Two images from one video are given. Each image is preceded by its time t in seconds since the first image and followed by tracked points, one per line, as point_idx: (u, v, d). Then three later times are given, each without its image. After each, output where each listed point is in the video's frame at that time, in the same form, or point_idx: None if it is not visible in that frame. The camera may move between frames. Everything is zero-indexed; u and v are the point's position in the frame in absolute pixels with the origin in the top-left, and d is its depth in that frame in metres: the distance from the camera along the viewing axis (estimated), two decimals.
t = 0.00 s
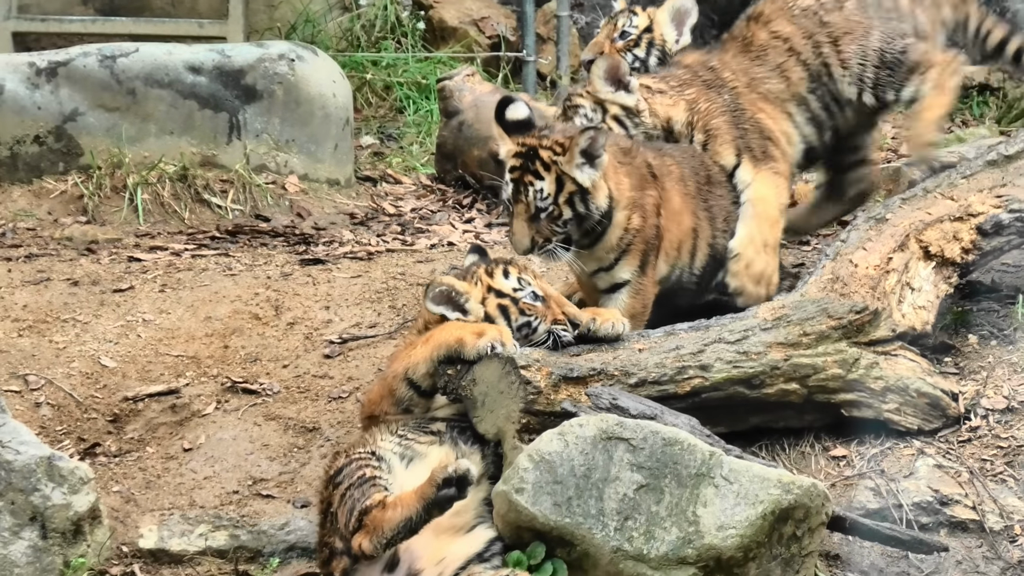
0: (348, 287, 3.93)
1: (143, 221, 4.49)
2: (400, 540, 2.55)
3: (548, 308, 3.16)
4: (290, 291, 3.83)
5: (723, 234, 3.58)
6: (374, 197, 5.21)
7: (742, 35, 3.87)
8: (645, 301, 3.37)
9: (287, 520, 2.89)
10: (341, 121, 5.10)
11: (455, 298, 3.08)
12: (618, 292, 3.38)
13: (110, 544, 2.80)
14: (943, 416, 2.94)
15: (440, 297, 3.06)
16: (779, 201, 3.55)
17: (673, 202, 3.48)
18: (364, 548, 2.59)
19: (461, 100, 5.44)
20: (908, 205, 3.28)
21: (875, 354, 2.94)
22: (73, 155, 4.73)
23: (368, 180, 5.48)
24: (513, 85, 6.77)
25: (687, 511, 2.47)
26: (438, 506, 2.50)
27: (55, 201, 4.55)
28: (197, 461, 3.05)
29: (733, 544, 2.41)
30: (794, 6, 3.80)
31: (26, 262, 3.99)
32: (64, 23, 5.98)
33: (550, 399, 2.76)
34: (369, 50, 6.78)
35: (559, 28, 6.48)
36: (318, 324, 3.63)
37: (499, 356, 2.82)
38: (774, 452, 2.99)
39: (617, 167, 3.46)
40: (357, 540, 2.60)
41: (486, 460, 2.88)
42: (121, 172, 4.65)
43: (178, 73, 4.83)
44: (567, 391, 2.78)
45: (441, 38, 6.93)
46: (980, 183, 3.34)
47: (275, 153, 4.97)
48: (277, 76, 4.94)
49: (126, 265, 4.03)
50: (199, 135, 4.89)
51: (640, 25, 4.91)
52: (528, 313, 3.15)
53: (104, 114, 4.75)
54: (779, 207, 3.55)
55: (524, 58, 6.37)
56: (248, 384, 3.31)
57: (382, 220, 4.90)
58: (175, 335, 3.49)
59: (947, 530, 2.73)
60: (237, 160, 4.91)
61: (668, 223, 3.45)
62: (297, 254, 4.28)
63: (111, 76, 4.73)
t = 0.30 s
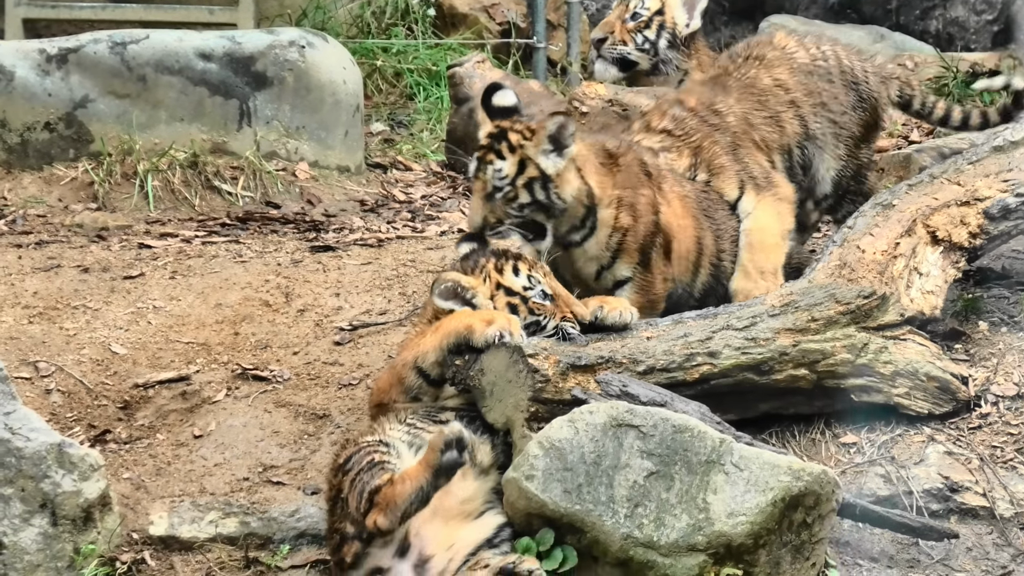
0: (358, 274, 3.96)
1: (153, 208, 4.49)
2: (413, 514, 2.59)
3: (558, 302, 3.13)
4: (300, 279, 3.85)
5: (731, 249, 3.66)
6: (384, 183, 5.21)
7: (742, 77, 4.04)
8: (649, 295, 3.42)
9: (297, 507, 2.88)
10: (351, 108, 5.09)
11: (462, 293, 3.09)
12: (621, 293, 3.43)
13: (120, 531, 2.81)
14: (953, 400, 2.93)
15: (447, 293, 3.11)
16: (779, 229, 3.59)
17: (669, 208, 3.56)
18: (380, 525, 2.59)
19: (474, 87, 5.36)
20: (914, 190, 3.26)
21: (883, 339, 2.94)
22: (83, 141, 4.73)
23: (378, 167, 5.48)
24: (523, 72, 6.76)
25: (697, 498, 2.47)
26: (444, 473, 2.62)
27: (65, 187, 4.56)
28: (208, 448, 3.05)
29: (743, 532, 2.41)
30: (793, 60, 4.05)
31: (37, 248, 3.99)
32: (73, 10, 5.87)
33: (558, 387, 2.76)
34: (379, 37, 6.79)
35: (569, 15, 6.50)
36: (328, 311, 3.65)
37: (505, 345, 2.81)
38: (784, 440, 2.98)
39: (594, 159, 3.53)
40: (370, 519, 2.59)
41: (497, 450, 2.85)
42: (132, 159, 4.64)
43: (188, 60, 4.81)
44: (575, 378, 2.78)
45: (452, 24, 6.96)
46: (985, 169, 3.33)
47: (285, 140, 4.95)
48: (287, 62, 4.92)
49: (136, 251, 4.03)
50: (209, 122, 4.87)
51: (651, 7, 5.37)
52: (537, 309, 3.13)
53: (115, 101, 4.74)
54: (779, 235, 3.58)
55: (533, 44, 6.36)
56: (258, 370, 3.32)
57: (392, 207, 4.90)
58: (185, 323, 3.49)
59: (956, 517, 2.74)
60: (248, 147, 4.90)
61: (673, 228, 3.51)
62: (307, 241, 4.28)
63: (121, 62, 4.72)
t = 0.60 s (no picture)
0: (365, 265, 3.98)
1: (160, 199, 4.49)
2: (469, 423, 2.71)
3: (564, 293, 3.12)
4: (307, 270, 3.86)
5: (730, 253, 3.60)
6: (390, 174, 5.22)
7: (716, 93, 4.03)
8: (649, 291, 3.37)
9: (305, 499, 2.88)
10: (357, 99, 5.09)
11: (462, 280, 3.11)
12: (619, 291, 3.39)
13: (127, 522, 2.81)
14: (960, 390, 2.93)
15: (447, 282, 3.10)
16: (759, 220, 3.65)
17: (662, 207, 3.49)
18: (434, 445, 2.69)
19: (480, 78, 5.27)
20: (919, 181, 3.25)
21: (889, 328, 2.95)
22: (91, 132, 4.73)
23: (385, 157, 5.48)
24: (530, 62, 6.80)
25: (704, 490, 2.45)
26: (491, 392, 2.74)
27: (72, 177, 4.54)
28: (214, 439, 3.05)
29: (750, 523, 2.37)
30: (772, 71, 4.03)
31: (43, 239, 3.97)
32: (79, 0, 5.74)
33: (563, 378, 2.79)
34: (386, 27, 6.75)
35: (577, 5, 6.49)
36: (335, 302, 3.68)
37: (510, 336, 2.77)
38: (791, 430, 2.98)
39: (558, 167, 3.48)
40: (428, 438, 2.70)
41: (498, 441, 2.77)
42: (139, 149, 4.63)
43: (195, 51, 4.80)
44: (581, 370, 2.79)
45: (458, 15, 7.04)
46: (990, 160, 3.27)
47: (292, 131, 4.97)
48: (294, 53, 4.91)
49: (144, 242, 4.03)
50: (217, 113, 4.88)
51: None
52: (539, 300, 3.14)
53: (122, 92, 4.75)
54: (761, 226, 3.64)
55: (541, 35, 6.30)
56: (265, 362, 3.32)
57: (399, 198, 4.91)
58: (192, 313, 3.50)
59: (963, 509, 2.74)
60: (255, 138, 4.90)
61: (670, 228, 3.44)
62: (313, 232, 4.30)
63: (129, 53, 4.72)
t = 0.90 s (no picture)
0: (372, 258, 4.07)
1: (168, 191, 4.46)
2: (448, 426, 2.68)
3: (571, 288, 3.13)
4: (315, 262, 3.93)
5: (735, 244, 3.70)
6: (398, 166, 5.28)
7: (678, 79, 4.21)
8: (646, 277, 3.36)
9: (312, 490, 2.90)
10: (365, 91, 5.13)
11: (469, 278, 3.08)
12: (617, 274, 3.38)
13: (134, 513, 2.81)
14: (967, 383, 2.92)
15: (455, 280, 3.08)
16: (756, 185, 3.74)
17: (660, 193, 3.51)
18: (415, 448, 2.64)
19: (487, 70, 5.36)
20: (927, 173, 3.26)
21: (897, 322, 2.93)
22: (98, 125, 4.61)
23: (393, 150, 5.49)
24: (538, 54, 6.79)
25: (711, 481, 2.47)
26: (462, 392, 2.74)
27: (79, 169, 4.44)
28: (222, 431, 3.05)
29: (757, 515, 2.39)
30: (730, 55, 4.28)
31: (52, 232, 3.86)
32: None
33: (571, 370, 2.78)
34: (394, 20, 6.70)
35: None
36: (343, 294, 3.73)
37: (519, 329, 2.79)
38: (798, 423, 2.98)
39: (562, 144, 3.52)
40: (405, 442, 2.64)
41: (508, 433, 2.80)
42: (147, 142, 4.57)
43: (203, 43, 4.73)
44: (588, 362, 2.79)
45: (467, 7, 7.18)
46: (999, 152, 3.28)
47: (300, 124, 4.98)
48: (302, 46, 4.89)
49: (152, 234, 4.04)
50: (224, 105, 4.84)
51: None
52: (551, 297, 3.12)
53: (130, 84, 4.65)
54: (759, 191, 3.72)
55: (548, 28, 6.28)
56: (273, 354, 3.36)
57: (406, 190, 4.99)
58: (200, 305, 3.53)
59: (970, 501, 2.75)
60: (263, 130, 4.89)
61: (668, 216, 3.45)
62: (321, 224, 4.37)
63: (137, 45, 4.61)
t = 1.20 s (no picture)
0: (387, 253, 4.33)
1: (197, 191, 4.67)
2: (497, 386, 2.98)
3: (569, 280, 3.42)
4: (333, 257, 4.21)
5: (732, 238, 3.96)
6: (409, 169, 5.51)
7: (686, 83, 4.45)
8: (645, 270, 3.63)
9: (330, 467, 3.14)
10: (379, 99, 5.41)
11: (472, 270, 3.38)
12: (614, 267, 3.67)
13: (167, 489, 3.06)
14: (935, 368, 3.18)
15: (458, 271, 3.37)
16: (756, 187, 3.99)
17: (660, 193, 3.75)
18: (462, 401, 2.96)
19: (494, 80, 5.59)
20: (899, 175, 3.48)
21: (870, 312, 3.19)
22: (133, 130, 4.87)
23: (404, 154, 5.72)
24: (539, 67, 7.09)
25: (698, 459, 2.71)
26: (522, 358, 3.00)
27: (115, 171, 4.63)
28: (248, 413, 3.30)
29: (740, 490, 2.62)
30: (731, 60, 4.50)
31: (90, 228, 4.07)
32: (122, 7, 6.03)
33: (569, 357, 3.08)
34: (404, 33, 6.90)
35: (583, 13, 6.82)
36: (359, 287, 4.01)
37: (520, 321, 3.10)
38: (778, 405, 3.23)
39: (570, 145, 3.73)
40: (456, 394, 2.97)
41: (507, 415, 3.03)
42: (178, 146, 4.82)
43: (229, 54, 5.01)
44: (585, 350, 3.08)
45: (473, 22, 7.31)
46: (964, 156, 3.49)
47: (320, 128, 5.23)
48: (321, 57, 5.17)
49: (183, 231, 4.26)
50: (249, 111, 5.11)
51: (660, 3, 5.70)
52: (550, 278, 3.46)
53: (162, 92, 4.93)
54: (759, 193, 3.98)
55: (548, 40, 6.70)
56: (295, 341, 3.62)
57: (417, 190, 5.24)
58: (227, 296, 3.78)
59: (937, 477, 2.99)
60: (285, 135, 5.15)
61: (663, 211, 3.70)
62: (339, 222, 4.63)
63: (168, 56, 4.89)
